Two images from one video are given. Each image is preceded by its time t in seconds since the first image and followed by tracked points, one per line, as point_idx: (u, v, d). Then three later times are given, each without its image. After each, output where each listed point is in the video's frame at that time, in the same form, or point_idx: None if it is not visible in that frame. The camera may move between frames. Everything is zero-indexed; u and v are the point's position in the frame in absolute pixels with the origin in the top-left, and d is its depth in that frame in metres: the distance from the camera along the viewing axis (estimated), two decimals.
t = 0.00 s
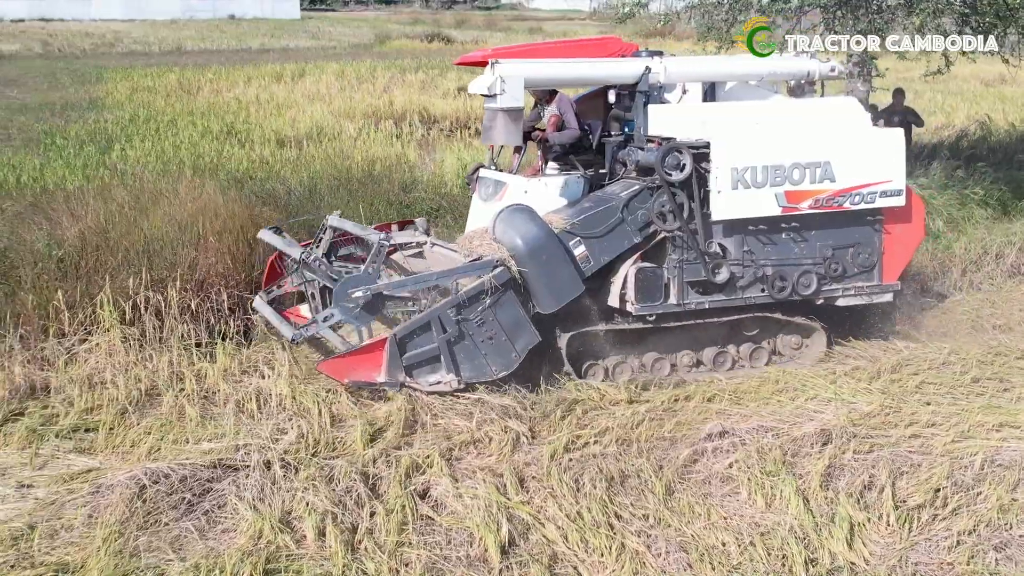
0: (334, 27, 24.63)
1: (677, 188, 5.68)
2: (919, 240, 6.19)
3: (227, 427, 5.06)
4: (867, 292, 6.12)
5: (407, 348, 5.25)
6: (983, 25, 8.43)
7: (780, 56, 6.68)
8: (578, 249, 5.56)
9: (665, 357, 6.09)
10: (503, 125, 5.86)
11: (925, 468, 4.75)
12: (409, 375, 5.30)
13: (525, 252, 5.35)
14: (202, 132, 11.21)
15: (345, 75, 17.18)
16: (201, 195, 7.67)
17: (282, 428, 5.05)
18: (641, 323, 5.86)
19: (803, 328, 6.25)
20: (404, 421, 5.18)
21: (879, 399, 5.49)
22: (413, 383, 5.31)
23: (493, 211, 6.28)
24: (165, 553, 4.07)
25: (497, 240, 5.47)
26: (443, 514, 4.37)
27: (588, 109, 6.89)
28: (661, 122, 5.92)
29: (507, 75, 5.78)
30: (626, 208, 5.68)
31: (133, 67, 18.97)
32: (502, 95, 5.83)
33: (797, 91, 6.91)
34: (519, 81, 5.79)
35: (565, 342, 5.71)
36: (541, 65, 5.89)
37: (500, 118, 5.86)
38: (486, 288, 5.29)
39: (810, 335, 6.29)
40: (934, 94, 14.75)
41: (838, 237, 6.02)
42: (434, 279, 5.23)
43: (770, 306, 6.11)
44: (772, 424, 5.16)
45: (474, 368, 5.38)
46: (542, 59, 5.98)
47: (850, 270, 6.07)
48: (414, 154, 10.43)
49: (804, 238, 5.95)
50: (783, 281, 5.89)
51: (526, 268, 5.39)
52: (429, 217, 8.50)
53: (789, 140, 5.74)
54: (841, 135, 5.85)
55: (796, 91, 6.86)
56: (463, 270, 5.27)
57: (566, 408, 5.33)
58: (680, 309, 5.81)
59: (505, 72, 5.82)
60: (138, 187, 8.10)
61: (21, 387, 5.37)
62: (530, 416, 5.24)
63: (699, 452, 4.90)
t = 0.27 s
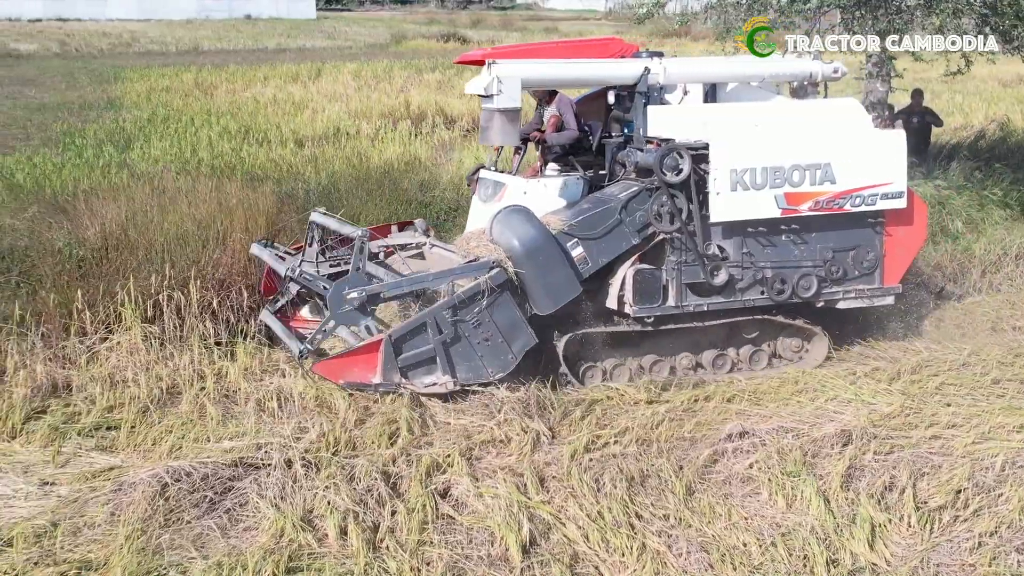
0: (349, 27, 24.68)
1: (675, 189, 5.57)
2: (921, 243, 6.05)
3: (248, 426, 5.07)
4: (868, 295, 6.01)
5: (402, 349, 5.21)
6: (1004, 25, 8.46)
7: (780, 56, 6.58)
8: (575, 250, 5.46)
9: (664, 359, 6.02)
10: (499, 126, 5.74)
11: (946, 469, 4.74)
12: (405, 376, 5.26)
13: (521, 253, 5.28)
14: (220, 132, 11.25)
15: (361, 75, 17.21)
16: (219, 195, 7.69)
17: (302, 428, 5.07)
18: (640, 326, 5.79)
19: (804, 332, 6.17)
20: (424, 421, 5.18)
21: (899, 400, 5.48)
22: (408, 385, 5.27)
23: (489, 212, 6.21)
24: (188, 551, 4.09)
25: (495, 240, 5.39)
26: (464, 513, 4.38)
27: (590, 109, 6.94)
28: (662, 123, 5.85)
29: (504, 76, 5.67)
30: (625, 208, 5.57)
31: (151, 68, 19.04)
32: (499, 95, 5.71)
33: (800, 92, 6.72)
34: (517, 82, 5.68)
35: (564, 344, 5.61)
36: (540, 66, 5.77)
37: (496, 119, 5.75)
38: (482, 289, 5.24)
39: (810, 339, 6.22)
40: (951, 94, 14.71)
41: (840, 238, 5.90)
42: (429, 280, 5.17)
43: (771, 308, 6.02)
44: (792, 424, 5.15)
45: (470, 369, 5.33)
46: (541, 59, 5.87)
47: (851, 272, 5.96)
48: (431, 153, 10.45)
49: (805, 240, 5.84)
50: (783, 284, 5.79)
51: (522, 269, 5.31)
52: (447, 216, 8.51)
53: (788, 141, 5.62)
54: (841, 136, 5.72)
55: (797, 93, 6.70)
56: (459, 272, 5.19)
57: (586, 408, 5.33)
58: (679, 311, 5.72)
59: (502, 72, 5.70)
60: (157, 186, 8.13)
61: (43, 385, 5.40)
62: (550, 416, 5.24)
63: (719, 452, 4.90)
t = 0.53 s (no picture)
0: (367, 27, 24.71)
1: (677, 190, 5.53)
2: (926, 246, 5.99)
3: (271, 425, 5.09)
4: (869, 298, 5.95)
5: (400, 349, 5.24)
6: None
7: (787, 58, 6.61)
8: (574, 252, 5.44)
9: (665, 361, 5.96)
10: (498, 126, 5.75)
11: (969, 471, 4.73)
12: (402, 376, 5.29)
13: (520, 253, 5.28)
14: (240, 131, 11.28)
15: (380, 75, 17.22)
16: (240, 194, 7.72)
17: (325, 427, 5.08)
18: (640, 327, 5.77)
19: (807, 335, 6.09)
20: (446, 420, 5.20)
21: (921, 401, 5.47)
22: (405, 385, 5.30)
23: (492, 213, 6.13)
24: (212, 549, 4.10)
25: (494, 240, 5.38)
26: (487, 513, 4.38)
27: (593, 111, 6.95)
28: (664, 124, 5.69)
29: (503, 75, 5.68)
30: (626, 210, 5.53)
31: (171, 69, 19.10)
32: (499, 95, 5.72)
33: (804, 94, 6.58)
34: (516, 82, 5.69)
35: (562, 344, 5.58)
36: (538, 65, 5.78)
37: (496, 119, 5.75)
38: (480, 290, 5.26)
39: (814, 341, 6.14)
40: (972, 95, 14.64)
41: (842, 241, 5.84)
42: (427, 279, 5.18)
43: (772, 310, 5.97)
44: (815, 425, 5.15)
45: (468, 370, 5.36)
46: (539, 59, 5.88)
47: (854, 275, 5.89)
48: (451, 153, 10.45)
49: (807, 243, 5.78)
50: (784, 286, 5.73)
51: (522, 269, 5.31)
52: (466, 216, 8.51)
53: (791, 143, 5.56)
54: (845, 137, 5.65)
55: (803, 94, 6.58)
56: (457, 272, 5.20)
57: (608, 409, 5.34)
58: (680, 313, 5.68)
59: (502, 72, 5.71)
60: (179, 185, 8.16)
61: (66, 383, 5.43)
62: (572, 416, 5.25)
63: (742, 453, 4.90)
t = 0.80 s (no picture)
0: (386, 27, 24.73)
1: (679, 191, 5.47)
2: (931, 247, 5.87)
3: (296, 424, 5.11)
4: (874, 301, 5.86)
5: (398, 348, 5.26)
6: None
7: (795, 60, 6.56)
8: (575, 252, 5.41)
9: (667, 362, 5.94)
10: (498, 126, 5.62)
11: (995, 472, 4.71)
12: (401, 376, 5.32)
13: (520, 253, 5.26)
14: (262, 130, 11.32)
15: (400, 75, 17.23)
16: (263, 194, 7.74)
17: (349, 426, 5.10)
18: (642, 328, 5.75)
19: (811, 338, 6.03)
20: (470, 420, 5.20)
21: (945, 402, 5.45)
22: (404, 384, 5.32)
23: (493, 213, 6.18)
24: (238, 546, 4.11)
25: (495, 240, 5.37)
26: (511, 512, 4.39)
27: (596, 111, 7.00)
28: (669, 124, 5.68)
29: (503, 75, 5.58)
30: (627, 211, 5.49)
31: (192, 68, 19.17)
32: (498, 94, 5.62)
33: (812, 95, 6.63)
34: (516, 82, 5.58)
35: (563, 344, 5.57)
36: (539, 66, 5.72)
37: (495, 119, 5.62)
38: (480, 290, 5.25)
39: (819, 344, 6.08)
40: (995, 95, 14.57)
41: (846, 243, 5.75)
42: (425, 280, 5.19)
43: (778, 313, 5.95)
44: (839, 426, 5.14)
45: (467, 370, 5.37)
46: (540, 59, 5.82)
47: (858, 278, 5.81)
48: (472, 152, 10.45)
49: (811, 245, 5.70)
50: (786, 288, 5.67)
51: (521, 269, 5.29)
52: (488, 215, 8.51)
53: (793, 144, 5.49)
54: (848, 138, 5.56)
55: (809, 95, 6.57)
56: (456, 272, 5.20)
57: (631, 409, 5.34)
58: (681, 315, 5.66)
59: (501, 71, 5.62)
60: (202, 183, 8.19)
61: (92, 380, 5.46)
62: (596, 415, 5.25)
63: (766, 454, 4.89)
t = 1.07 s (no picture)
0: (405, 27, 24.74)
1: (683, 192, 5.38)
2: (939, 250, 5.79)
3: (323, 423, 5.12)
4: (881, 304, 5.80)
5: (399, 348, 5.25)
6: None
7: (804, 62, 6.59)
8: (578, 253, 5.35)
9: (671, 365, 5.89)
10: (502, 125, 5.62)
11: (1023, 474, 4.69)
12: (402, 375, 5.32)
13: (522, 254, 5.21)
14: (285, 130, 11.35)
15: (420, 74, 17.25)
16: (287, 194, 7.76)
17: (375, 425, 5.11)
18: (646, 329, 5.69)
19: (817, 339, 5.96)
20: (496, 420, 5.21)
21: (972, 403, 5.43)
22: (405, 384, 5.32)
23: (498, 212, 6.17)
24: (266, 544, 4.12)
25: (498, 241, 5.33)
26: (537, 511, 4.39)
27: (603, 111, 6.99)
28: (675, 124, 5.69)
29: (506, 75, 5.58)
30: (631, 211, 5.41)
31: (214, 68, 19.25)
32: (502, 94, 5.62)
33: (821, 95, 6.67)
34: (519, 81, 5.59)
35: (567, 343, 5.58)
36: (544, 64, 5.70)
37: (498, 119, 5.63)
38: (481, 290, 5.23)
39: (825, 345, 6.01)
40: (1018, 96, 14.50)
41: (853, 245, 5.68)
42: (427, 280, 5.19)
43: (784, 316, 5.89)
44: (865, 427, 5.12)
45: (469, 369, 5.36)
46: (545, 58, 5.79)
47: (864, 280, 5.74)
48: (494, 152, 10.46)
49: (817, 246, 5.63)
50: (792, 290, 5.61)
51: (523, 270, 5.25)
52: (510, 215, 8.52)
53: (798, 146, 5.43)
54: (855, 139, 5.49)
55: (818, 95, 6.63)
56: (458, 272, 5.19)
57: (656, 409, 5.34)
58: (685, 316, 5.59)
59: (505, 72, 5.61)
60: (226, 182, 8.22)
61: (119, 378, 5.50)
62: (622, 415, 5.25)
63: (792, 454, 4.89)
